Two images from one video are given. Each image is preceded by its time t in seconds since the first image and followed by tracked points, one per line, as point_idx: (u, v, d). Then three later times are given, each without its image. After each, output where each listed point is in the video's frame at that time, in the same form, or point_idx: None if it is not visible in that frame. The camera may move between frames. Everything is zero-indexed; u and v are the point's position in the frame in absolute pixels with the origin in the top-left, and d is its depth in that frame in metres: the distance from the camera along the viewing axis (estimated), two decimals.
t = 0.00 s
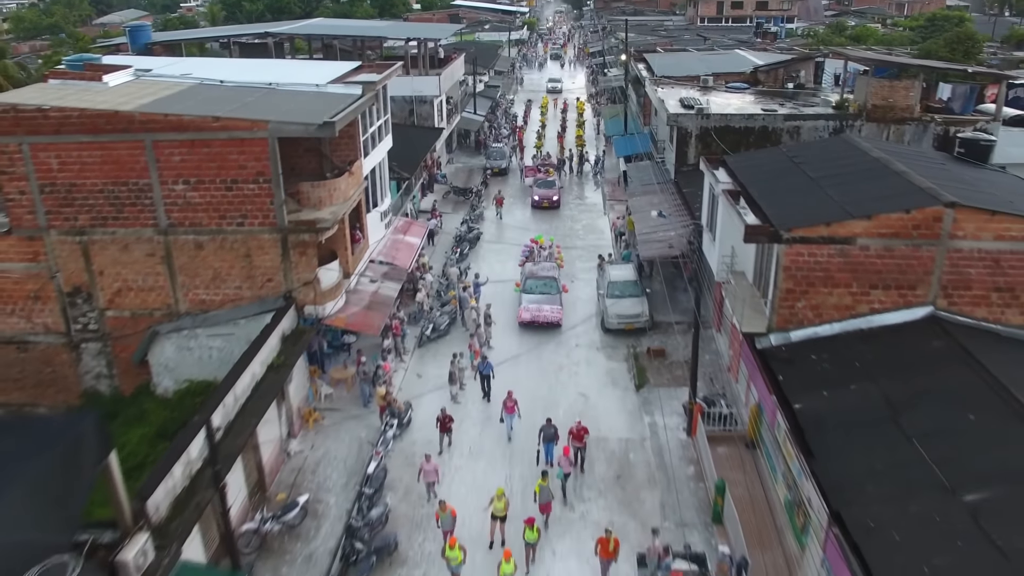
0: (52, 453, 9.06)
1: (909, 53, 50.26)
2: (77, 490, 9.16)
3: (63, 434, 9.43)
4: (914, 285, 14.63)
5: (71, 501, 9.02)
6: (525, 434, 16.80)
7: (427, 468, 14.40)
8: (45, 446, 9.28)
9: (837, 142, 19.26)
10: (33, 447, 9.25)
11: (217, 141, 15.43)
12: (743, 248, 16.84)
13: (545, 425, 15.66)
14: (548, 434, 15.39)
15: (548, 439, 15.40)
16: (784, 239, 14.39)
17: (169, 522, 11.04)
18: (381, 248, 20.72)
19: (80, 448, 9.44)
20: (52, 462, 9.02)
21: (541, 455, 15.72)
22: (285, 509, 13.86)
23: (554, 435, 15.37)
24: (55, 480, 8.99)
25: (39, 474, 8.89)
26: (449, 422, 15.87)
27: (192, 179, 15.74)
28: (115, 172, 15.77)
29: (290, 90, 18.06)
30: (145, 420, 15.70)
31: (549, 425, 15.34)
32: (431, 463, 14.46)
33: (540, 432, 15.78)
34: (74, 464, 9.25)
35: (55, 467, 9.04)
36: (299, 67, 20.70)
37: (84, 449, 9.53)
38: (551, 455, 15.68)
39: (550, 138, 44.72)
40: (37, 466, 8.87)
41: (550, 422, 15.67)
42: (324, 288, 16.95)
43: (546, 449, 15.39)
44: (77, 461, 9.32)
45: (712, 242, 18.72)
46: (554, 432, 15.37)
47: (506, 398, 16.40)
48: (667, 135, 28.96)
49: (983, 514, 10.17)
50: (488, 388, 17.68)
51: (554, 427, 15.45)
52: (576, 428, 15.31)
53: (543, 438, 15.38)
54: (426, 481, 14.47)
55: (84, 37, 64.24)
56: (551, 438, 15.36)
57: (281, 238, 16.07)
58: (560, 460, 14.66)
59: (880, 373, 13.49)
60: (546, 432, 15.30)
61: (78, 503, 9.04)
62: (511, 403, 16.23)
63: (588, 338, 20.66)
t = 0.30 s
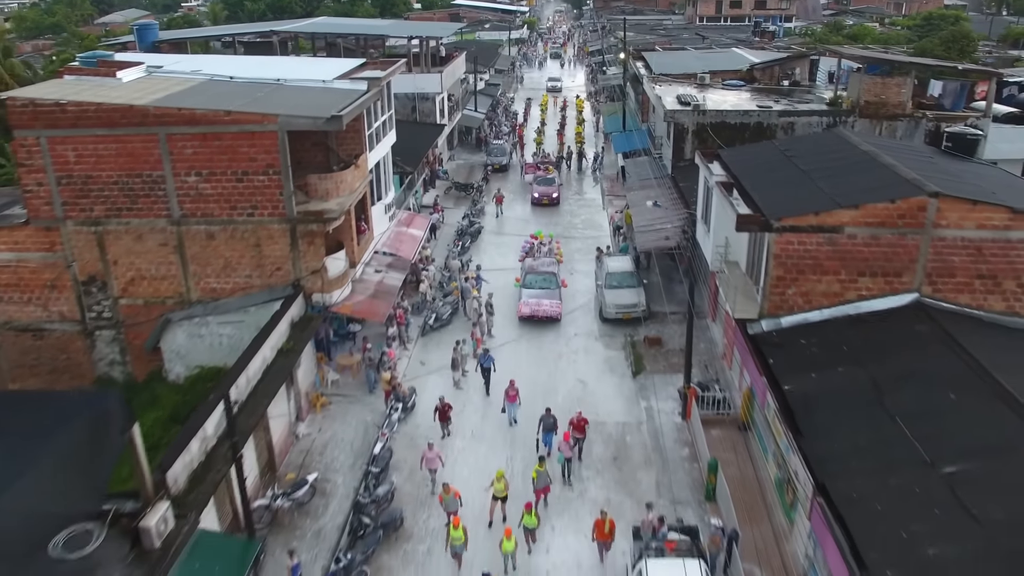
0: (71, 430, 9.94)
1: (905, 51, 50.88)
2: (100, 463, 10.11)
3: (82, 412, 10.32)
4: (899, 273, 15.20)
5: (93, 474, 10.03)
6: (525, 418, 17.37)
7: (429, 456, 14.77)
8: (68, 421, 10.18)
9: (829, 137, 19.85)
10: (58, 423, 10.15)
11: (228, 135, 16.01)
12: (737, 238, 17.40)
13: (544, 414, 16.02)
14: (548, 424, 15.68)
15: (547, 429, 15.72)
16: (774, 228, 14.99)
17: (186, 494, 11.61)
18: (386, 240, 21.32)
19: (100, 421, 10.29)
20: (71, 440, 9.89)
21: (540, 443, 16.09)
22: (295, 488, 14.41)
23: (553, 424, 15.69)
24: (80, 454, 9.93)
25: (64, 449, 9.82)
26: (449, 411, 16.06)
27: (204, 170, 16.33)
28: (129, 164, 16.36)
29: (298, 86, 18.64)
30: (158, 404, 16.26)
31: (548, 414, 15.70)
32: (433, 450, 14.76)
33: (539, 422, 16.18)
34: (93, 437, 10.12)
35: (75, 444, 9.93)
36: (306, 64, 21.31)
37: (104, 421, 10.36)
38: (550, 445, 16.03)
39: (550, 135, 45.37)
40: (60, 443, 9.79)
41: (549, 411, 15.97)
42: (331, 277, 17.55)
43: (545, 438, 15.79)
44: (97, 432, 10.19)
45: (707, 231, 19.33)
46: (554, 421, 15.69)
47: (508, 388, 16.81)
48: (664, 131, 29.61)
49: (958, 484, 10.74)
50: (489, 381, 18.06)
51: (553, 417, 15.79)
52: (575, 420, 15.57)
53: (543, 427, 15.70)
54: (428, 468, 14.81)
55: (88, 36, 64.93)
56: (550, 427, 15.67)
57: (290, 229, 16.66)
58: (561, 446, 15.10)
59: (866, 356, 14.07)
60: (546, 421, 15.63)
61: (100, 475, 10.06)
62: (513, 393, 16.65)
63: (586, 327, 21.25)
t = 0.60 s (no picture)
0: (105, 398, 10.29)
1: (901, 50, 51.46)
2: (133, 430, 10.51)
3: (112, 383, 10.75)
4: (886, 261, 15.77)
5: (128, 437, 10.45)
6: (526, 403, 17.95)
7: (432, 443, 15.20)
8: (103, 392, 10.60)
9: (820, 131, 20.43)
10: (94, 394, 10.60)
11: (238, 128, 16.61)
12: (730, 228, 17.96)
13: (542, 404, 16.39)
14: (546, 412, 16.08)
15: (546, 418, 16.11)
16: (765, 218, 15.58)
17: (203, 467, 12.17)
18: (389, 233, 21.90)
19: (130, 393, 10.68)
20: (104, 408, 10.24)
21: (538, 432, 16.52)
22: (304, 467, 14.96)
23: (550, 412, 16.10)
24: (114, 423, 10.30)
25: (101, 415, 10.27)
26: (448, 402, 16.50)
27: (215, 162, 16.91)
28: (143, 156, 16.93)
29: (305, 81, 19.22)
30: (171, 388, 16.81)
31: (548, 403, 16.08)
32: (436, 437, 15.25)
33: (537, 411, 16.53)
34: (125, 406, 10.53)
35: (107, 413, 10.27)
36: (312, 60, 21.90)
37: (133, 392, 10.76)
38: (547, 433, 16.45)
39: (549, 133, 46.01)
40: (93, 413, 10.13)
41: (548, 401, 16.32)
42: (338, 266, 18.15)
43: (544, 427, 16.19)
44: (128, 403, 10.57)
45: (701, 222, 19.91)
46: (551, 410, 16.06)
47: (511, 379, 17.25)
48: (662, 128, 30.17)
49: (938, 456, 11.31)
50: (489, 371, 18.52)
51: (551, 406, 16.17)
52: (572, 409, 15.93)
53: (542, 416, 16.09)
54: (431, 455, 15.28)
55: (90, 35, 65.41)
56: (548, 416, 16.04)
57: (297, 219, 17.24)
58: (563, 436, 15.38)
59: (853, 340, 14.65)
60: (544, 410, 16.02)
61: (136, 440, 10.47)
62: (517, 384, 17.09)
63: (585, 317, 21.85)
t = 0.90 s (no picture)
0: (130, 368, 10.61)
1: (897, 48, 52.05)
2: (149, 402, 10.92)
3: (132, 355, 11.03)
4: (874, 249, 16.36)
5: (146, 411, 10.83)
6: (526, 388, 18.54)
7: (432, 432, 15.61)
8: (119, 365, 10.82)
9: (811, 126, 21.03)
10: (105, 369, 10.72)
11: (248, 121, 17.20)
12: (725, 219, 18.54)
13: (542, 394, 16.72)
14: (546, 403, 16.43)
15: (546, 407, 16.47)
16: (756, 208, 16.20)
17: (217, 443, 12.75)
18: (394, 225, 22.52)
19: (151, 365, 11.08)
20: (131, 377, 10.61)
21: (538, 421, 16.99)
22: (312, 447, 15.53)
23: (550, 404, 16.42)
24: (136, 394, 10.67)
25: (122, 385, 10.46)
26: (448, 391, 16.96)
27: (226, 155, 17.50)
28: (156, 149, 17.52)
29: (312, 77, 19.81)
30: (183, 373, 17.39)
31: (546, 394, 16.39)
32: (436, 426, 15.64)
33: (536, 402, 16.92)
34: (146, 378, 10.90)
35: (133, 382, 10.64)
36: (318, 57, 22.50)
37: (154, 366, 11.17)
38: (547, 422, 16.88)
39: (549, 131, 46.67)
40: (119, 384, 10.39)
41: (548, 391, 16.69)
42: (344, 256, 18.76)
43: (543, 416, 16.56)
44: (148, 375, 10.96)
45: (696, 215, 20.50)
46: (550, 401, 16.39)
47: (515, 367, 17.71)
48: (659, 124, 30.76)
49: (918, 431, 11.89)
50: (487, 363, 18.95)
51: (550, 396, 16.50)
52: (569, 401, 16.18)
53: (540, 405, 16.46)
54: (432, 442, 15.72)
55: (93, 34, 65.94)
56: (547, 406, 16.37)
57: (305, 210, 17.84)
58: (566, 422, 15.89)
59: (841, 325, 15.24)
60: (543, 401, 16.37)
61: (152, 413, 10.88)
62: (519, 371, 17.56)
63: (583, 307, 22.45)
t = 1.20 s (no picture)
0: (152, 346, 11.23)
1: (894, 48, 52.64)
2: (168, 379, 11.53)
3: (150, 334, 11.59)
4: (862, 239, 16.94)
5: (165, 387, 11.44)
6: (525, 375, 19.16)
7: (431, 419, 15.94)
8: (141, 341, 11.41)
9: (803, 122, 21.65)
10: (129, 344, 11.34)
11: (257, 116, 17.78)
12: (719, 211, 19.13)
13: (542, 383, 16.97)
14: (545, 392, 16.67)
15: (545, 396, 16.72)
16: (748, 199, 16.80)
17: (230, 421, 13.34)
18: (397, 218, 23.13)
19: (170, 344, 11.69)
20: (152, 354, 11.22)
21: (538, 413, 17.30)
22: (320, 428, 16.12)
23: (549, 393, 16.62)
24: (157, 370, 11.28)
25: (147, 359, 11.07)
26: (447, 381, 17.21)
27: (236, 148, 18.11)
28: (168, 143, 18.12)
29: (318, 73, 20.41)
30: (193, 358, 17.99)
31: (544, 383, 16.66)
32: (436, 413, 15.97)
33: (536, 392, 17.20)
34: (166, 356, 11.51)
35: (154, 359, 11.25)
36: (324, 54, 23.12)
37: (172, 345, 11.78)
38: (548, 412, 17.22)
39: (549, 129, 47.36)
40: (145, 354, 10.97)
41: (547, 381, 16.86)
42: (349, 246, 19.41)
43: (543, 406, 16.85)
44: (167, 353, 11.57)
45: (691, 207, 21.10)
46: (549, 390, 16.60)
47: (516, 359, 18.02)
48: (656, 121, 31.37)
49: (899, 408, 12.49)
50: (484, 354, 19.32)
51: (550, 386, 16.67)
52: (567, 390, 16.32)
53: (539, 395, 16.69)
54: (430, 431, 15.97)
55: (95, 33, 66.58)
56: (546, 395, 16.64)
57: (312, 201, 18.44)
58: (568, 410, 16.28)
59: (829, 310, 15.85)
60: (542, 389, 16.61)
61: (171, 389, 11.49)
62: (521, 363, 17.83)
63: (581, 297, 23.09)
